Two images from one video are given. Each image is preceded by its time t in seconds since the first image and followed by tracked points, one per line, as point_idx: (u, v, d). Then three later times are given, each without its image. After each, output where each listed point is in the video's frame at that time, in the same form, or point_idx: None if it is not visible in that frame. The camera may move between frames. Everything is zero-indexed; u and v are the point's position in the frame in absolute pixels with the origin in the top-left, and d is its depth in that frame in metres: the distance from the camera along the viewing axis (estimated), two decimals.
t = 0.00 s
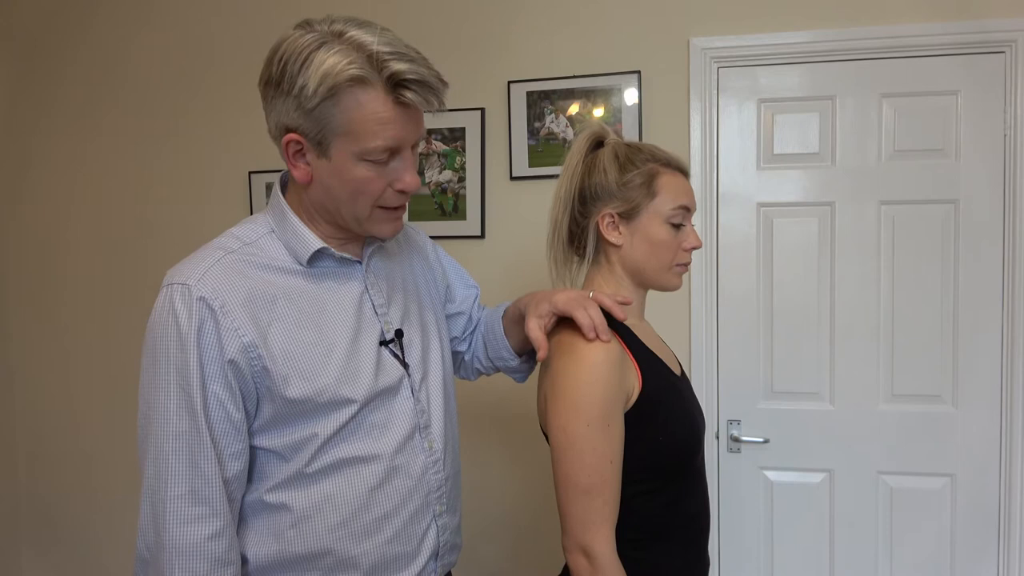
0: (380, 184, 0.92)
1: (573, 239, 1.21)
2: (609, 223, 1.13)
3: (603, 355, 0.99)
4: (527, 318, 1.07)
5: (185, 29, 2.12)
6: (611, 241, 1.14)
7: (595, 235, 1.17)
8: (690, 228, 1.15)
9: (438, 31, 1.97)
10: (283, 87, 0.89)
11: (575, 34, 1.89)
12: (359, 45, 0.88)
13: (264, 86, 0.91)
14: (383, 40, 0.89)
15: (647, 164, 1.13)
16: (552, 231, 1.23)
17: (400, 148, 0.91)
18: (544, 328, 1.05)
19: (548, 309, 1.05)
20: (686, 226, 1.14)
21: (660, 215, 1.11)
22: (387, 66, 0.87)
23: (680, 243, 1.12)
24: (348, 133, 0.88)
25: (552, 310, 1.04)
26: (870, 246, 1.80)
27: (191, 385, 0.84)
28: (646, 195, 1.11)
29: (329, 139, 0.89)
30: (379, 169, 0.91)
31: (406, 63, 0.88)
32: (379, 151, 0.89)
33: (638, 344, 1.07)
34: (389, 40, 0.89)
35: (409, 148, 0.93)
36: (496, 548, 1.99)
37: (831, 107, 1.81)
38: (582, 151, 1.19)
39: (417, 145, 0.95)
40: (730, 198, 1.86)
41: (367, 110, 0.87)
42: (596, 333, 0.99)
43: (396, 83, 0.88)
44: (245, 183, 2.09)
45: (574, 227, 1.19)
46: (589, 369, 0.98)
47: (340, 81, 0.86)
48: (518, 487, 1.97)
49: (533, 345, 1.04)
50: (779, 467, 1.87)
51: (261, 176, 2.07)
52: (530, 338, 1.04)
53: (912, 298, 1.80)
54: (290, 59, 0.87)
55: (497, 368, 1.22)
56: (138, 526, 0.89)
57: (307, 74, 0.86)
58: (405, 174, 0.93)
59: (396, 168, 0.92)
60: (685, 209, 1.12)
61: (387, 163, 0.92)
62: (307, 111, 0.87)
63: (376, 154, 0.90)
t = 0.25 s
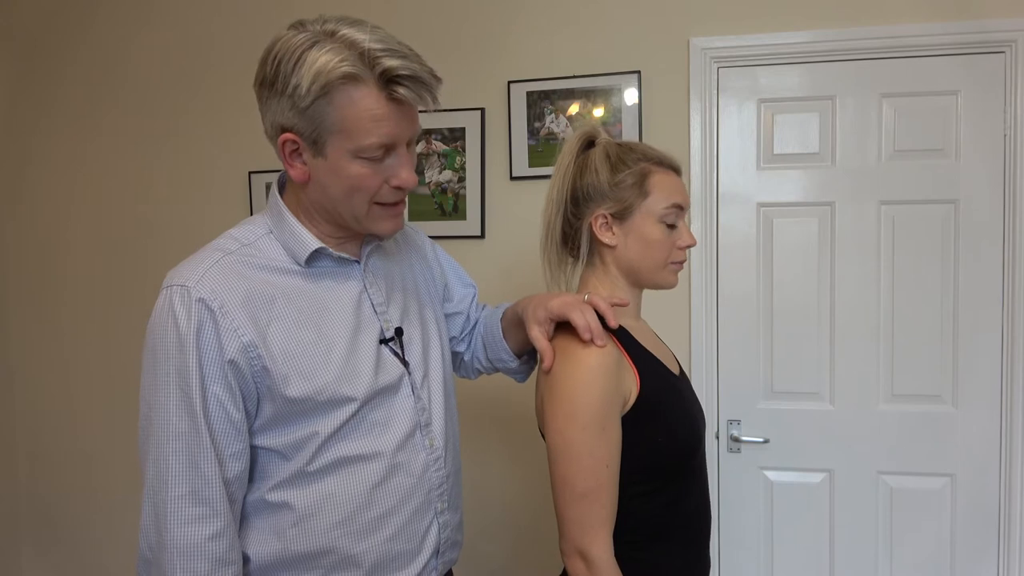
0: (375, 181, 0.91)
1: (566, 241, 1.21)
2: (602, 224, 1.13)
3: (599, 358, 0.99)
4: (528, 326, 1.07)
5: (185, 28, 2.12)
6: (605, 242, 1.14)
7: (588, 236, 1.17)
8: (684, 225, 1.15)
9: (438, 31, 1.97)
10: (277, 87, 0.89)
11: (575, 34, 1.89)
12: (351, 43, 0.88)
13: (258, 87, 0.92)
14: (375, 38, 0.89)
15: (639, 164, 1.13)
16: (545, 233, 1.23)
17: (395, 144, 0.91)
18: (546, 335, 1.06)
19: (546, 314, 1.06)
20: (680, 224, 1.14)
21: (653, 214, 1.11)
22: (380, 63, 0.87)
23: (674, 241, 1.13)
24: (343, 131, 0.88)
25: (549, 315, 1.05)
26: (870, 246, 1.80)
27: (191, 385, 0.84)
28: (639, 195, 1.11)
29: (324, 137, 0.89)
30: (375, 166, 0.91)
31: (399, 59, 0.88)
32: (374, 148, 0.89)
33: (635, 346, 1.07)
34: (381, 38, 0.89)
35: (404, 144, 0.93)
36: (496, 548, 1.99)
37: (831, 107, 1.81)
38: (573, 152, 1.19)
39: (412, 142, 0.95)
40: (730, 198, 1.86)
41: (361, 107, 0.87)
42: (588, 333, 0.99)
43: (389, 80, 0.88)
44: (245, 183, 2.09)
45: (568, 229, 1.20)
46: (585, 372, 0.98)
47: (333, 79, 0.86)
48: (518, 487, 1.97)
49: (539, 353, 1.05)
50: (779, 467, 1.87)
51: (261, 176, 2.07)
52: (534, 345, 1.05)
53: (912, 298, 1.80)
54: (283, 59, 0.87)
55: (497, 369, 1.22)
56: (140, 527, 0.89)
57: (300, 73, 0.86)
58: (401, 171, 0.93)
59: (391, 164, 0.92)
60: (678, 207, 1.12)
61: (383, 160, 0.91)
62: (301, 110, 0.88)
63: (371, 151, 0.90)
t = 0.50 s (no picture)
0: (371, 181, 0.91)
1: (565, 243, 1.21)
2: (600, 224, 1.13)
3: (605, 356, 0.99)
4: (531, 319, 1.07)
5: (184, 28, 2.12)
6: (604, 243, 1.14)
7: (587, 237, 1.17)
8: (682, 220, 1.15)
9: (438, 31, 1.97)
10: (271, 87, 0.89)
11: (575, 34, 1.89)
12: (346, 43, 0.88)
13: (253, 87, 0.92)
14: (369, 38, 0.89)
15: (634, 162, 1.13)
16: (544, 237, 1.23)
17: (390, 144, 0.91)
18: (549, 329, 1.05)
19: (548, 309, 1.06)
20: (678, 220, 1.14)
21: (651, 212, 1.11)
22: (374, 63, 0.87)
23: (673, 238, 1.13)
24: (338, 131, 0.88)
25: (552, 309, 1.05)
26: (870, 245, 1.80)
27: (188, 385, 0.84)
28: (636, 193, 1.11)
29: (319, 137, 0.89)
30: (370, 165, 0.91)
31: (393, 60, 0.88)
32: (369, 148, 0.89)
33: (639, 344, 1.07)
34: (376, 38, 0.89)
35: (399, 144, 0.93)
36: (496, 548, 1.99)
37: (831, 106, 1.81)
38: (567, 155, 1.19)
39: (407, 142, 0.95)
40: (730, 198, 1.86)
41: (356, 107, 0.87)
42: (595, 323, 0.98)
43: (384, 80, 0.88)
44: (245, 183, 2.09)
45: (566, 231, 1.20)
46: (590, 371, 0.98)
47: (327, 79, 0.86)
48: (518, 487, 1.97)
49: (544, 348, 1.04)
50: (779, 467, 1.87)
51: (261, 176, 2.07)
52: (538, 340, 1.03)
53: (911, 297, 1.80)
54: (278, 59, 0.87)
55: (497, 369, 1.22)
56: (138, 526, 0.89)
57: (294, 74, 0.86)
58: (397, 172, 0.93)
59: (387, 164, 0.92)
60: (675, 203, 1.12)
61: (378, 160, 0.92)
62: (296, 110, 0.88)
63: (367, 151, 0.90)
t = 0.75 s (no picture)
0: (378, 179, 0.91)
1: (568, 243, 1.21)
2: (604, 223, 1.13)
3: (612, 356, 0.99)
4: (537, 319, 1.07)
5: (184, 28, 2.12)
6: (608, 242, 1.14)
7: (591, 236, 1.17)
8: (685, 219, 1.15)
9: (438, 31, 1.97)
10: (280, 84, 0.89)
11: (575, 34, 1.89)
12: (355, 41, 0.88)
13: (263, 86, 0.92)
14: (378, 37, 0.89)
15: (637, 161, 1.13)
16: (547, 237, 1.23)
17: (397, 142, 0.91)
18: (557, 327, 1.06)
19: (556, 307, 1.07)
20: (681, 218, 1.14)
21: (655, 210, 1.11)
22: (382, 61, 0.87)
23: (677, 236, 1.13)
24: (345, 128, 0.88)
25: (561, 307, 1.06)
26: (870, 245, 1.80)
27: (193, 379, 0.84)
28: (639, 192, 1.11)
29: (326, 134, 0.89)
30: (377, 163, 0.91)
31: (401, 58, 0.88)
32: (376, 146, 0.89)
33: (644, 344, 1.08)
34: (385, 37, 0.89)
35: (406, 143, 0.93)
36: (496, 548, 1.99)
37: (831, 106, 1.81)
38: (570, 155, 1.19)
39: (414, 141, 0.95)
40: (730, 198, 1.86)
41: (363, 105, 0.87)
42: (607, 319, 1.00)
43: (391, 78, 0.88)
44: (245, 183, 2.09)
45: (570, 231, 1.20)
46: (598, 371, 0.98)
47: (336, 77, 0.86)
48: (518, 486, 1.97)
49: (550, 345, 1.04)
50: (779, 467, 1.87)
51: (261, 176, 2.07)
52: (545, 338, 1.04)
53: (911, 297, 1.80)
54: (287, 57, 0.88)
55: (498, 373, 1.22)
56: (140, 520, 0.89)
57: (303, 71, 0.86)
58: (403, 170, 0.93)
59: (394, 163, 0.92)
60: (678, 201, 1.12)
61: (385, 158, 0.91)
62: (304, 107, 0.88)
63: (373, 149, 0.90)
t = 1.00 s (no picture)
0: (375, 172, 0.90)
1: (573, 243, 1.21)
2: (609, 222, 1.13)
3: (615, 356, 0.99)
4: (541, 319, 1.07)
5: (184, 28, 2.12)
6: (613, 241, 1.14)
7: (595, 236, 1.17)
8: (689, 218, 1.15)
9: (438, 31, 1.97)
10: (288, 74, 0.90)
11: (575, 34, 1.89)
12: (363, 34, 0.89)
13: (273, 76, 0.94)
14: (388, 32, 0.90)
15: (640, 160, 1.14)
16: (551, 238, 1.23)
17: (397, 136, 0.90)
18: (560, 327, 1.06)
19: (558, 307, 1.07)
20: (685, 217, 1.14)
21: (659, 209, 1.11)
22: (386, 53, 0.87)
23: (682, 234, 1.13)
24: (344, 117, 0.88)
25: (564, 306, 1.06)
26: (870, 245, 1.80)
27: (199, 375, 0.85)
28: (643, 191, 1.11)
29: (327, 124, 0.89)
30: (375, 156, 0.90)
31: (406, 51, 0.88)
32: (374, 137, 0.89)
33: (648, 344, 1.08)
34: (394, 32, 0.90)
35: (407, 138, 0.92)
36: (496, 548, 1.99)
37: (831, 107, 1.81)
38: (573, 156, 1.19)
39: (417, 138, 0.94)
40: (730, 198, 1.86)
41: (363, 94, 0.87)
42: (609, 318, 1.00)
43: (394, 70, 0.88)
44: (245, 183, 2.09)
45: (574, 231, 1.20)
46: (601, 371, 0.98)
47: (338, 65, 0.86)
48: (518, 486, 1.97)
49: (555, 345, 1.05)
50: (779, 467, 1.87)
51: (261, 176, 2.07)
52: (549, 337, 1.05)
53: (911, 297, 1.80)
54: (296, 46, 0.89)
55: (502, 373, 1.22)
56: (145, 516, 0.89)
57: (309, 59, 0.87)
58: (402, 165, 0.91)
59: (392, 156, 0.91)
60: (683, 200, 1.12)
61: (384, 151, 0.91)
62: (308, 96, 0.88)
63: (372, 140, 0.89)
